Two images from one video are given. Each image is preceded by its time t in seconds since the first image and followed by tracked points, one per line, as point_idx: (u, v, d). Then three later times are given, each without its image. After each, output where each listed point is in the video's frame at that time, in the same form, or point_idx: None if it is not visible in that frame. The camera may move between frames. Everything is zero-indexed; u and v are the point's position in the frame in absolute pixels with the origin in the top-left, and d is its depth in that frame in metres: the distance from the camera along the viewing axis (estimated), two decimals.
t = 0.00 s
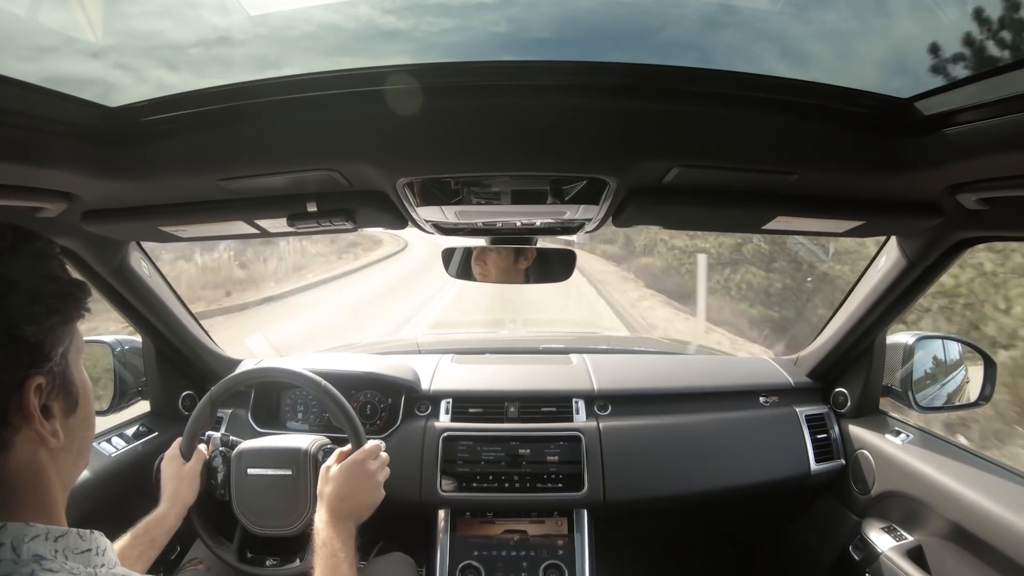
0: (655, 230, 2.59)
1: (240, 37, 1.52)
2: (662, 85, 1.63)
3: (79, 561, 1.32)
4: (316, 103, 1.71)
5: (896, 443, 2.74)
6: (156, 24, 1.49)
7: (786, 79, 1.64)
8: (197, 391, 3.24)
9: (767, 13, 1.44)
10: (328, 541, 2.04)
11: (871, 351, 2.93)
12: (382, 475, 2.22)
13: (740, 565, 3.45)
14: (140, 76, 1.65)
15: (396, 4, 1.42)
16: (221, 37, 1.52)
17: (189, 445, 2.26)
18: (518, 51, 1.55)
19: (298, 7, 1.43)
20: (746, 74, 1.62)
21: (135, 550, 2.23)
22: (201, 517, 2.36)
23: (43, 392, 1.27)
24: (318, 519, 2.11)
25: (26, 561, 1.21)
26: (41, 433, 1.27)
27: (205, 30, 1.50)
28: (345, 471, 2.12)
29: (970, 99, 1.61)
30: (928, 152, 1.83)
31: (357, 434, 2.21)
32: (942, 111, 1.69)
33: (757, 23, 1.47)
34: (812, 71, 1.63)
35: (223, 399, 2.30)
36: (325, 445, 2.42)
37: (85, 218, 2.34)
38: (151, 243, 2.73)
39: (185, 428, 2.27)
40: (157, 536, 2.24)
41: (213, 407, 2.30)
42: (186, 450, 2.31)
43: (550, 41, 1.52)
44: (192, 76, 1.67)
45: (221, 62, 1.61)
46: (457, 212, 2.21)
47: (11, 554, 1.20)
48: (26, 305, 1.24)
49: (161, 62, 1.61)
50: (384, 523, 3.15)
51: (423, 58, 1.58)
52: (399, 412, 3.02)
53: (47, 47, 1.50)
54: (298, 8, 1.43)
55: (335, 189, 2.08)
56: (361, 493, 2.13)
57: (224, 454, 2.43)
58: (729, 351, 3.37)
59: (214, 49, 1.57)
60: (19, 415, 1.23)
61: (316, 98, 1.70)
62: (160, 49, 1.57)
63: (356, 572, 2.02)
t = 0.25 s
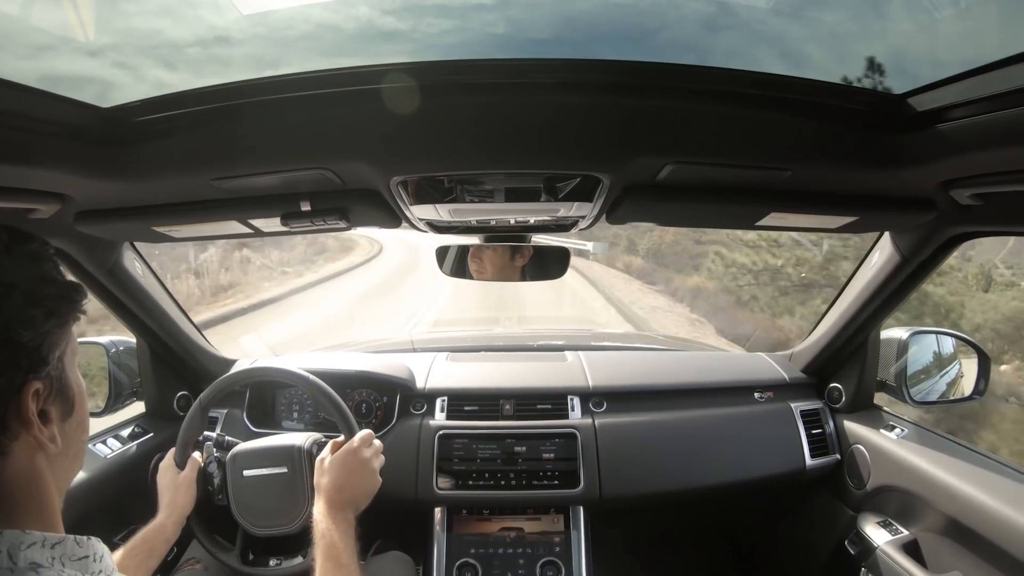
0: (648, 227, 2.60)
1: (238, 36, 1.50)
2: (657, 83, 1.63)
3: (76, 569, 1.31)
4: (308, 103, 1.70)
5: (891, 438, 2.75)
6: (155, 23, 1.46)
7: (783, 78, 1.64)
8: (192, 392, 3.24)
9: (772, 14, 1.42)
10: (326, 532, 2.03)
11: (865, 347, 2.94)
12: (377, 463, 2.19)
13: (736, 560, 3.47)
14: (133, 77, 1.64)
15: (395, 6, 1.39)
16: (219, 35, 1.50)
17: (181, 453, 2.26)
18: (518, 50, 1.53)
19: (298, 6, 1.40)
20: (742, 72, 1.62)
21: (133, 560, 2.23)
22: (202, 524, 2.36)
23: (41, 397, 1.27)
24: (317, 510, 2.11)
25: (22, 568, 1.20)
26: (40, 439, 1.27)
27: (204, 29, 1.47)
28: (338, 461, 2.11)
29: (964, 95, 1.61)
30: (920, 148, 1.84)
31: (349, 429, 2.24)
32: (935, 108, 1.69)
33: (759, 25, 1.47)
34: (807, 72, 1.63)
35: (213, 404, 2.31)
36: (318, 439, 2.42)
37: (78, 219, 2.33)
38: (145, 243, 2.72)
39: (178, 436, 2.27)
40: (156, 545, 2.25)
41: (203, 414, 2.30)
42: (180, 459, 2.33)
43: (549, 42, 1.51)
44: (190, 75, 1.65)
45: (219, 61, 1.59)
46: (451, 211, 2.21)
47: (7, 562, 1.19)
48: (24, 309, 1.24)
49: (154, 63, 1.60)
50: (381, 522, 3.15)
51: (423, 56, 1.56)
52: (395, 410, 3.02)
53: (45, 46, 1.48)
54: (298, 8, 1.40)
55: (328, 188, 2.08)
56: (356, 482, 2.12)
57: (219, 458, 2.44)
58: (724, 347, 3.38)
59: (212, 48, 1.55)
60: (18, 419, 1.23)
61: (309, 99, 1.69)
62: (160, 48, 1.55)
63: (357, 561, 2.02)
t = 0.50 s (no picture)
0: (642, 230, 2.60)
1: (236, 38, 1.49)
2: (652, 86, 1.63)
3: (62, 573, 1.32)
4: (302, 106, 1.70)
5: (884, 441, 2.76)
6: (157, 25, 1.44)
7: (781, 81, 1.64)
8: (185, 394, 3.22)
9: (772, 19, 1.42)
10: (320, 522, 2.06)
11: (858, 350, 2.95)
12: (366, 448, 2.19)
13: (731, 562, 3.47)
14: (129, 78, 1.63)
15: (399, 7, 1.39)
16: (221, 38, 1.48)
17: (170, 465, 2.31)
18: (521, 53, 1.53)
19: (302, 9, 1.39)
20: (739, 76, 1.62)
21: None
22: (196, 533, 2.36)
23: (29, 396, 1.26)
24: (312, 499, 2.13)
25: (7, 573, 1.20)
26: (29, 438, 1.27)
27: (206, 31, 1.45)
28: (330, 451, 2.12)
29: (961, 99, 1.61)
30: (914, 152, 1.84)
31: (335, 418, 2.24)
32: (928, 112, 1.70)
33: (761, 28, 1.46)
34: (804, 76, 1.63)
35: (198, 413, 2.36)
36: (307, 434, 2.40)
37: (71, 219, 2.32)
38: (138, 244, 2.71)
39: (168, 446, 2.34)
40: (148, 561, 2.23)
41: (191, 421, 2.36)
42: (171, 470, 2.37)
43: (553, 45, 1.50)
44: (192, 76, 1.64)
45: (221, 62, 1.58)
46: (444, 213, 2.21)
47: None
48: (12, 308, 1.23)
49: (151, 65, 1.59)
50: (374, 525, 3.14)
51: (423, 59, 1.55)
52: (388, 413, 3.01)
53: (47, 46, 1.46)
54: (300, 8, 1.39)
55: (321, 190, 2.07)
56: (349, 470, 2.13)
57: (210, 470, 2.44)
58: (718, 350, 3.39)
59: (215, 49, 1.54)
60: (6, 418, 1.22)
61: (304, 100, 1.69)
62: (160, 49, 1.53)
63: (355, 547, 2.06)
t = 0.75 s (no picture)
0: (636, 229, 2.60)
1: (235, 36, 1.48)
2: (647, 86, 1.64)
3: None
4: (297, 104, 1.70)
5: (877, 441, 2.77)
6: (169, 27, 1.45)
7: (776, 81, 1.65)
8: (178, 392, 3.21)
9: (777, 20, 1.42)
10: (314, 492, 2.04)
11: (851, 350, 2.95)
12: (351, 416, 2.21)
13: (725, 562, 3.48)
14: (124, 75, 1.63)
15: (410, 11, 1.41)
16: (233, 41, 1.50)
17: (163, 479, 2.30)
18: (531, 53, 1.54)
19: (316, 11, 1.40)
20: (733, 76, 1.63)
21: None
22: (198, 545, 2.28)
23: (24, 399, 1.27)
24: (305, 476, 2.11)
25: None
26: (24, 440, 1.28)
27: (219, 34, 1.48)
28: (313, 424, 2.12)
29: (956, 100, 1.62)
30: (908, 153, 1.85)
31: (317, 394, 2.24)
32: (922, 113, 1.71)
33: (764, 27, 1.46)
34: (798, 77, 1.64)
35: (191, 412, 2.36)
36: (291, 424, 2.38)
37: (64, 217, 2.31)
38: (131, 242, 2.70)
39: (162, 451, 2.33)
40: None
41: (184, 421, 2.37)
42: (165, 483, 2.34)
43: (562, 47, 1.53)
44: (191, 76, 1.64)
45: (235, 65, 1.58)
46: (438, 212, 2.21)
47: None
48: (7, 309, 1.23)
49: (147, 62, 1.59)
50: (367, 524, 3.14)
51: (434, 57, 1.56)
52: (381, 412, 3.01)
53: (60, 49, 1.50)
54: (314, 13, 1.41)
55: (314, 188, 2.07)
56: (335, 441, 2.13)
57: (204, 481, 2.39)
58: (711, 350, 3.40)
59: (228, 53, 1.55)
60: None
61: (300, 98, 1.69)
62: (151, 46, 1.52)
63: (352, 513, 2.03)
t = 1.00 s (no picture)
0: (629, 226, 2.60)
1: (227, 34, 1.46)
2: (642, 83, 1.63)
3: None
4: (289, 99, 1.68)
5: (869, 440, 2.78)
6: (189, 32, 1.45)
7: (774, 82, 1.64)
8: (169, 387, 3.21)
9: (801, 23, 1.40)
10: (303, 469, 2.05)
11: (844, 349, 2.97)
12: (333, 390, 2.20)
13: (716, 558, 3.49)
14: (115, 70, 1.61)
15: (430, 15, 1.39)
16: (252, 45, 1.50)
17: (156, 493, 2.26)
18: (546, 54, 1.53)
19: (333, 15, 1.39)
20: (730, 77, 1.61)
21: None
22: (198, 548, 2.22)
23: None
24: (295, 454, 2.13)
25: None
26: None
27: (237, 38, 1.47)
28: (293, 402, 2.13)
29: (952, 100, 1.61)
30: (902, 152, 1.85)
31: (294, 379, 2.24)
32: (918, 113, 1.71)
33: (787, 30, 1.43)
34: (797, 78, 1.62)
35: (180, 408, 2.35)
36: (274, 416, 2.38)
37: (56, 210, 2.30)
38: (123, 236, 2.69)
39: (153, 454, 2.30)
40: None
41: (173, 418, 2.36)
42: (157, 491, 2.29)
43: (580, 48, 1.51)
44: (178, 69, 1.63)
45: (225, 61, 1.57)
46: (431, 207, 2.20)
47: None
48: None
49: (138, 58, 1.57)
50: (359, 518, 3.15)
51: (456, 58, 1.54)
52: (374, 407, 3.01)
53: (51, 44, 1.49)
54: (332, 17, 1.39)
55: (307, 183, 2.06)
56: (317, 417, 2.13)
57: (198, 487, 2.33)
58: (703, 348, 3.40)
59: (247, 57, 1.55)
60: None
61: (292, 94, 1.67)
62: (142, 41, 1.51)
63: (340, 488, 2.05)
